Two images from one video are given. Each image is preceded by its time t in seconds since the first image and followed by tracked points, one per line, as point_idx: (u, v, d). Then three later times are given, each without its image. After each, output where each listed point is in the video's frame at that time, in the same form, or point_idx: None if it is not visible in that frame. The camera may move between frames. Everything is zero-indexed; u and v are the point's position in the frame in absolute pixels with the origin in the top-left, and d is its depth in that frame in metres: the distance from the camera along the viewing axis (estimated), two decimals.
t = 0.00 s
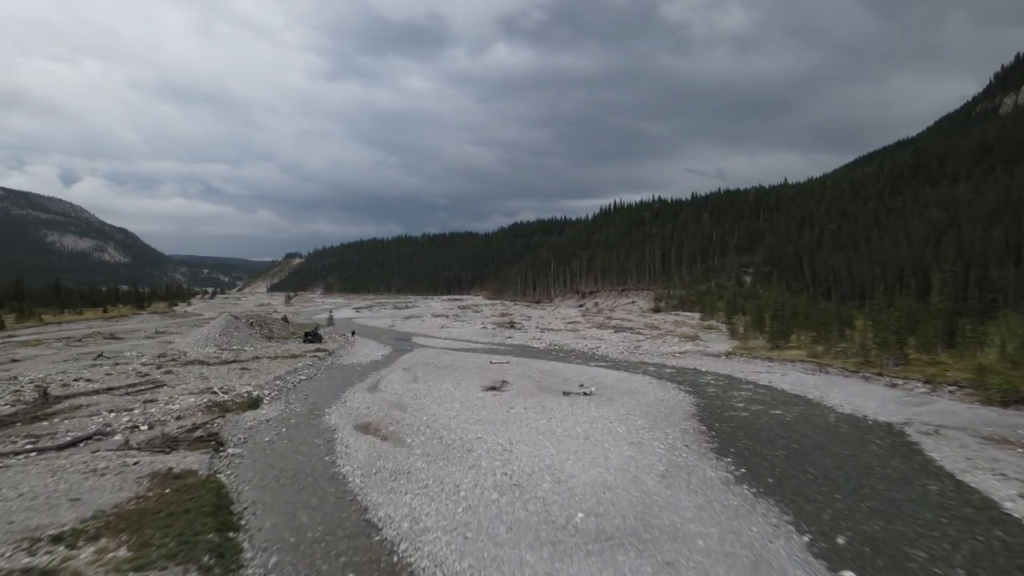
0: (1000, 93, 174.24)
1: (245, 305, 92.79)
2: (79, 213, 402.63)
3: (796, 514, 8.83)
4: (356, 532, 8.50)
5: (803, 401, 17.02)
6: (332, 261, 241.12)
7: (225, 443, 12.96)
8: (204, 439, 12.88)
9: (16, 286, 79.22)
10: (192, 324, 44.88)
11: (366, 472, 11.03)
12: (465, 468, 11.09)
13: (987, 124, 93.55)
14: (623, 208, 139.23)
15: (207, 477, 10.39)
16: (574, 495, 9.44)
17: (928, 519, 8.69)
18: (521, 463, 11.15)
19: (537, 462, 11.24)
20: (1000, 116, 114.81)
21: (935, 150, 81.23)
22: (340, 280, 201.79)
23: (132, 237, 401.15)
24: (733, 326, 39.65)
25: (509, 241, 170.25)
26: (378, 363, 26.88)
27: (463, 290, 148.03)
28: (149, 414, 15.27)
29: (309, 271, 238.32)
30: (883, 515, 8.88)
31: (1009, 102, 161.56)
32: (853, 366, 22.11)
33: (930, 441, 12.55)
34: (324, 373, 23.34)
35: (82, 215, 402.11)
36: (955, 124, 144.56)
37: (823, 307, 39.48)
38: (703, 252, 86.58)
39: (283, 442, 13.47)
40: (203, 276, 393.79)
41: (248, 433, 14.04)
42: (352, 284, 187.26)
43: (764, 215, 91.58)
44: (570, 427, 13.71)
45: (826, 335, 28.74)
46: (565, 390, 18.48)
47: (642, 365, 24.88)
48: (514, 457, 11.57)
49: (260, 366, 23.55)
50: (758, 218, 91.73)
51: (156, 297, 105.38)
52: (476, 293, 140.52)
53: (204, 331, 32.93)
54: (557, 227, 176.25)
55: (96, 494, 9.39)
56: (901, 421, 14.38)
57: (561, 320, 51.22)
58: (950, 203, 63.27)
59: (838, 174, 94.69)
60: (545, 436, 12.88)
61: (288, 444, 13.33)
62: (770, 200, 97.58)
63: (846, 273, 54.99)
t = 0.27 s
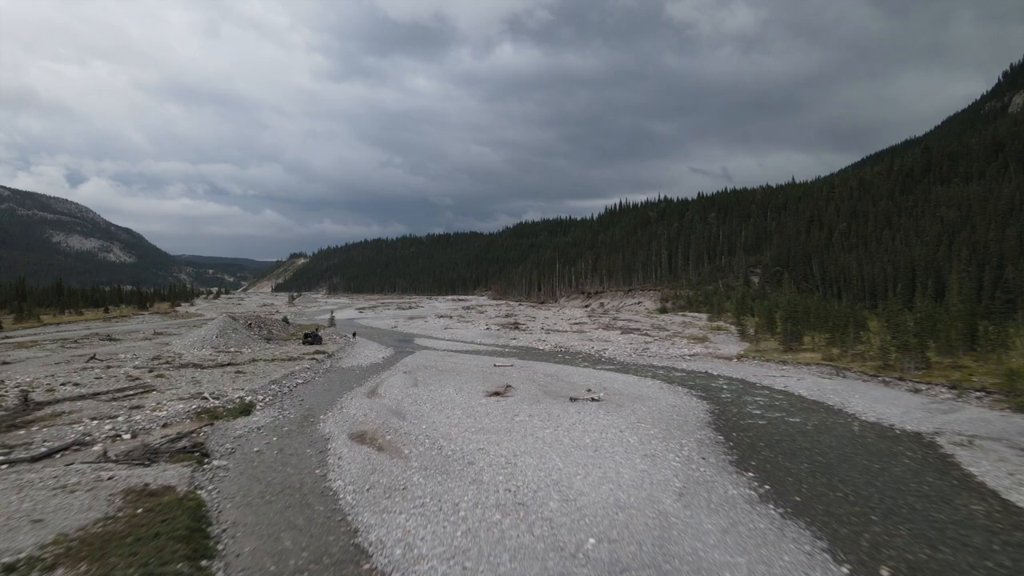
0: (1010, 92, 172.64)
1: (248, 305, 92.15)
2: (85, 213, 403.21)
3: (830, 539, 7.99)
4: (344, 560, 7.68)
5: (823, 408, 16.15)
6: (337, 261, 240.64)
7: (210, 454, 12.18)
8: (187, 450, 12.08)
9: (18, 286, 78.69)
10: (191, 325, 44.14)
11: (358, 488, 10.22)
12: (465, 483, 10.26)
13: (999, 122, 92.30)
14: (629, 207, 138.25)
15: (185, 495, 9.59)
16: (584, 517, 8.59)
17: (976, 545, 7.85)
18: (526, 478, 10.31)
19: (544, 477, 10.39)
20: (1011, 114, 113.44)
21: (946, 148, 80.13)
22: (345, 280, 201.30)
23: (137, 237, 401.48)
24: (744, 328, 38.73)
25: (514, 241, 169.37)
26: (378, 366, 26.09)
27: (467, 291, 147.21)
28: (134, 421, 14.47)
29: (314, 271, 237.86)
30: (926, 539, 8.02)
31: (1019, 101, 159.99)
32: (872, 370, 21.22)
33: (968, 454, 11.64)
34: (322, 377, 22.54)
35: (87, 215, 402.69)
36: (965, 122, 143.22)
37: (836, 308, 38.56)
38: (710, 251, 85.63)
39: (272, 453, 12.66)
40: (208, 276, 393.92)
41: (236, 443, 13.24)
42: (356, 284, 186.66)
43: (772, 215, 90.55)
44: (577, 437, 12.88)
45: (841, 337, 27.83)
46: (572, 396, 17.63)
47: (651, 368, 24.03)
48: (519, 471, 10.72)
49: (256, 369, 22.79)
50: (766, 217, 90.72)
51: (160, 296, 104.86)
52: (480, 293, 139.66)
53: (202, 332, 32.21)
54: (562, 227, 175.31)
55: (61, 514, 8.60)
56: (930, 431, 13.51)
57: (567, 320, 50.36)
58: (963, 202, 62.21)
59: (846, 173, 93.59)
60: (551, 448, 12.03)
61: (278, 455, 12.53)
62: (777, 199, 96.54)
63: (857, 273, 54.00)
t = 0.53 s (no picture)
0: (1017, 90, 171.29)
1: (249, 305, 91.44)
2: (88, 213, 403.41)
3: (869, 570, 7.15)
4: None
5: (843, 415, 15.29)
6: (340, 261, 240.05)
7: (191, 467, 11.37)
8: (167, 464, 11.27)
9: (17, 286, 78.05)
10: (188, 326, 43.31)
11: (348, 507, 9.38)
12: (464, 502, 9.41)
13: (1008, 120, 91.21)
14: (633, 207, 137.35)
15: (158, 516, 8.77)
16: (595, 543, 7.74)
17: None
18: (529, 497, 9.46)
19: (550, 495, 9.56)
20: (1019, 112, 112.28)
21: (955, 147, 79.11)
22: (348, 279, 200.67)
23: (140, 237, 401.53)
24: (753, 329, 37.88)
25: (517, 241, 168.56)
26: (377, 369, 25.26)
27: (470, 291, 146.35)
28: (113, 430, 13.64)
29: (317, 271, 237.34)
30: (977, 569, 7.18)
31: None
32: (891, 374, 20.33)
33: (1006, 468, 10.79)
34: (317, 381, 21.71)
35: (90, 215, 402.84)
36: (972, 120, 142.05)
37: (846, 309, 37.66)
38: (715, 251, 84.71)
39: (258, 465, 11.83)
40: (211, 276, 393.82)
41: (221, 454, 12.43)
42: (359, 284, 186.00)
43: (778, 214, 89.60)
44: (585, 448, 12.03)
45: (855, 339, 26.94)
46: (579, 402, 16.75)
47: (659, 372, 23.17)
48: (522, 488, 9.89)
49: (250, 373, 22.00)
50: (772, 217, 89.76)
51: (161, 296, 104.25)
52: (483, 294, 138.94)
53: (197, 333, 31.44)
54: (566, 227, 174.47)
55: (16, 540, 7.78)
56: (961, 441, 12.65)
57: (571, 321, 49.51)
58: (973, 201, 61.24)
59: (853, 172, 92.57)
60: (557, 462, 11.20)
61: (265, 468, 11.72)
62: (783, 198, 95.57)
63: (866, 273, 53.05)
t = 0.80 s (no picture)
0: None
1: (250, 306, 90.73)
2: (92, 213, 403.57)
3: None
4: None
5: (865, 424, 14.44)
6: (343, 261, 239.45)
7: (168, 482, 10.54)
8: (142, 478, 10.45)
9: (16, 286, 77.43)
10: (185, 327, 42.54)
11: (334, 530, 8.56)
12: (462, 525, 8.59)
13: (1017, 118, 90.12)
14: (637, 206, 136.41)
15: (124, 542, 7.95)
16: None
17: None
18: (533, 519, 8.64)
19: (556, 517, 8.73)
20: None
21: (964, 146, 78.09)
22: (350, 279, 200.08)
23: (143, 237, 401.51)
24: (761, 330, 37.00)
25: (520, 241, 167.73)
26: (375, 372, 24.44)
27: (473, 291, 145.56)
28: (90, 440, 12.82)
29: (319, 271, 236.83)
30: None
31: None
32: (910, 379, 19.45)
33: None
34: (313, 385, 20.88)
35: (94, 215, 402.98)
36: (979, 119, 140.81)
37: (857, 309, 36.77)
38: (721, 251, 83.78)
39: (242, 479, 11.01)
40: (214, 275, 393.62)
41: (202, 467, 11.61)
42: (361, 284, 185.30)
43: (784, 214, 88.65)
44: (593, 462, 11.18)
45: (869, 341, 26.05)
46: (585, 409, 15.92)
47: (667, 376, 22.31)
48: (525, 509, 9.07)
49: (243, 377, 21.20)
50: (778, 216, 88.81)
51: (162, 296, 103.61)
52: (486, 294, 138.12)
53: (191, 335, 30.64)
54: (569, 227, 173.60)
55: None
56: (996, 453, 11.79)
57: (575, 322, 48.65)
58: (983, 200, 60.27)
59: (860, 171, 91.57)
60: (564, 477, 10.37)
61: (248, 482, 10.89)
62: (789, 198, 94.61)
63: (875, 273, 52.14)
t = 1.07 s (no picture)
0: None
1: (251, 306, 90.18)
2: (95, 214, 403.86)
3: None
4: None
5: (891, 434, 13.57)
6: (346, 261, 238.97)
7: (141, 500, 9.69)
8: (113, 496, 9.60)
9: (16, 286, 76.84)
10: (182, 328, 41.75)
11: (318, 558, 7.72)
12: (460, 552, 7.75)
13: None
14: (641, 206, 135.55)
15: None
16: None
17: None
18: (538, 545, 7.81)
19: (562, 543, 7.90)
20: None
21: (973, 144, 77.11)
22: (353, 280, 199.54)
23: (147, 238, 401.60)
24: (771, 332, 36.17)
25: (524, 241, 167.01)
26: (374, 375, 23.62)
27: (476, 292, 144.76)
28: (64, 452, 11.99)
29: (322, 271, 236.44)
30: None
31: None
32: (933, 384, 18.55)
33: None
34: (307, 390, 20.05)
35: (97, 215, 403.12)
36: (986, 117, 139.80)
37: (868, 311, 35.94)
38: (726, 251, 82.89)
39: (223, 496, 10.18)
40: (217, 276, 393.44)
41: (181, 482, 10.77)
42: (364, 284, 184.64)
43: (790, 214, 87.70)
44: (602, 477, 10.32)
45: (885, 346, 25.20)
46: (592, 417, 15.07)
47: (676, 381, 21.45)
48: (528, 533, 8.22)
49: (235, 381, 20.40)
50: (784, 216, 87.89)
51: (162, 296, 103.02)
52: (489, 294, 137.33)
53: (186, 337, 29.83)
54: (572, 227, 172.78)
55: None
56: None
57: (579, 323, 47.82)
58: (994, 200, 59.34)
59: (868, 170, 90.57)
60: (571, 496, 9.52)
61: (230, 499, 10.05)
62: (795, 197, 93.68)
63: (885, 273, 51.21)
